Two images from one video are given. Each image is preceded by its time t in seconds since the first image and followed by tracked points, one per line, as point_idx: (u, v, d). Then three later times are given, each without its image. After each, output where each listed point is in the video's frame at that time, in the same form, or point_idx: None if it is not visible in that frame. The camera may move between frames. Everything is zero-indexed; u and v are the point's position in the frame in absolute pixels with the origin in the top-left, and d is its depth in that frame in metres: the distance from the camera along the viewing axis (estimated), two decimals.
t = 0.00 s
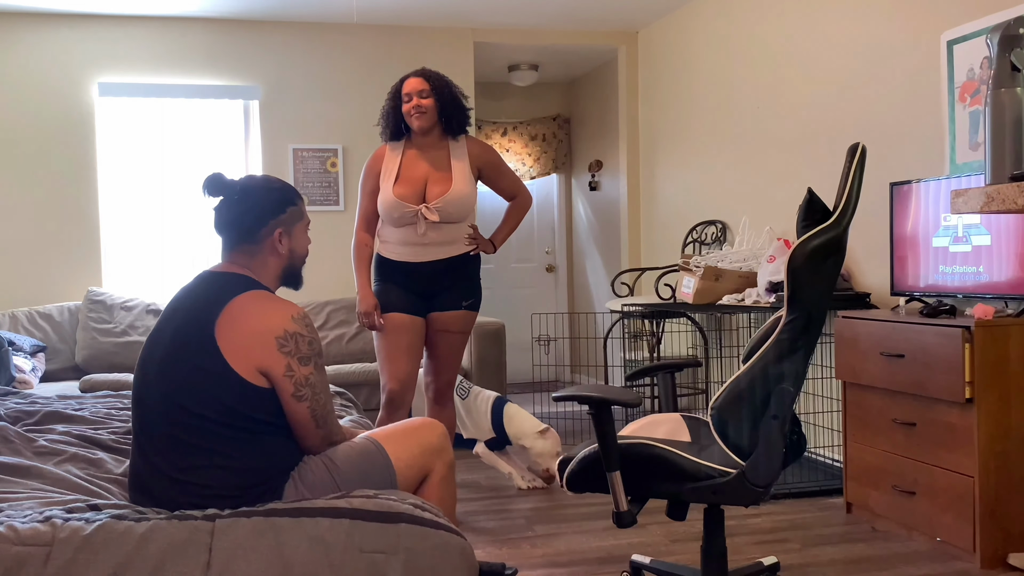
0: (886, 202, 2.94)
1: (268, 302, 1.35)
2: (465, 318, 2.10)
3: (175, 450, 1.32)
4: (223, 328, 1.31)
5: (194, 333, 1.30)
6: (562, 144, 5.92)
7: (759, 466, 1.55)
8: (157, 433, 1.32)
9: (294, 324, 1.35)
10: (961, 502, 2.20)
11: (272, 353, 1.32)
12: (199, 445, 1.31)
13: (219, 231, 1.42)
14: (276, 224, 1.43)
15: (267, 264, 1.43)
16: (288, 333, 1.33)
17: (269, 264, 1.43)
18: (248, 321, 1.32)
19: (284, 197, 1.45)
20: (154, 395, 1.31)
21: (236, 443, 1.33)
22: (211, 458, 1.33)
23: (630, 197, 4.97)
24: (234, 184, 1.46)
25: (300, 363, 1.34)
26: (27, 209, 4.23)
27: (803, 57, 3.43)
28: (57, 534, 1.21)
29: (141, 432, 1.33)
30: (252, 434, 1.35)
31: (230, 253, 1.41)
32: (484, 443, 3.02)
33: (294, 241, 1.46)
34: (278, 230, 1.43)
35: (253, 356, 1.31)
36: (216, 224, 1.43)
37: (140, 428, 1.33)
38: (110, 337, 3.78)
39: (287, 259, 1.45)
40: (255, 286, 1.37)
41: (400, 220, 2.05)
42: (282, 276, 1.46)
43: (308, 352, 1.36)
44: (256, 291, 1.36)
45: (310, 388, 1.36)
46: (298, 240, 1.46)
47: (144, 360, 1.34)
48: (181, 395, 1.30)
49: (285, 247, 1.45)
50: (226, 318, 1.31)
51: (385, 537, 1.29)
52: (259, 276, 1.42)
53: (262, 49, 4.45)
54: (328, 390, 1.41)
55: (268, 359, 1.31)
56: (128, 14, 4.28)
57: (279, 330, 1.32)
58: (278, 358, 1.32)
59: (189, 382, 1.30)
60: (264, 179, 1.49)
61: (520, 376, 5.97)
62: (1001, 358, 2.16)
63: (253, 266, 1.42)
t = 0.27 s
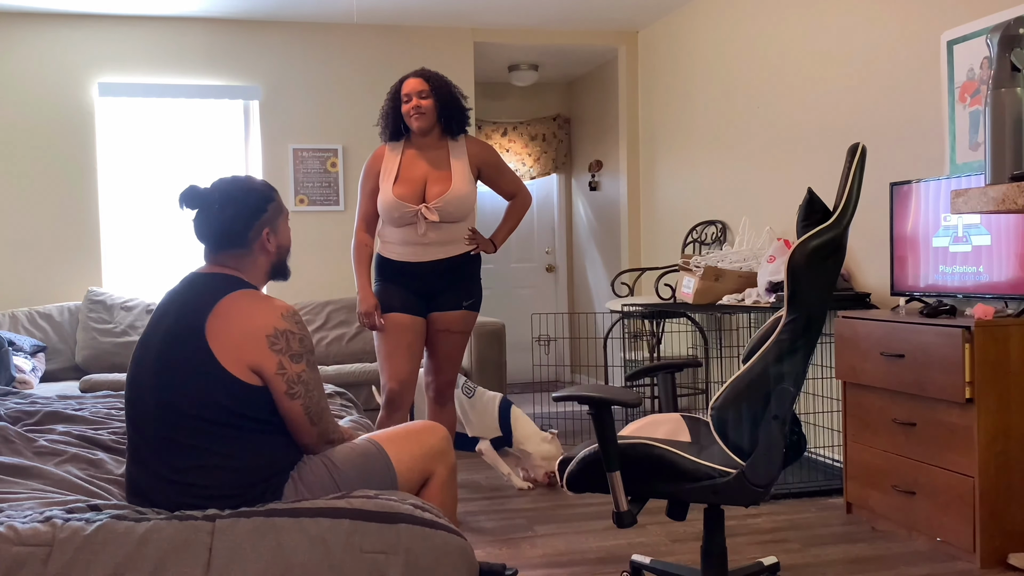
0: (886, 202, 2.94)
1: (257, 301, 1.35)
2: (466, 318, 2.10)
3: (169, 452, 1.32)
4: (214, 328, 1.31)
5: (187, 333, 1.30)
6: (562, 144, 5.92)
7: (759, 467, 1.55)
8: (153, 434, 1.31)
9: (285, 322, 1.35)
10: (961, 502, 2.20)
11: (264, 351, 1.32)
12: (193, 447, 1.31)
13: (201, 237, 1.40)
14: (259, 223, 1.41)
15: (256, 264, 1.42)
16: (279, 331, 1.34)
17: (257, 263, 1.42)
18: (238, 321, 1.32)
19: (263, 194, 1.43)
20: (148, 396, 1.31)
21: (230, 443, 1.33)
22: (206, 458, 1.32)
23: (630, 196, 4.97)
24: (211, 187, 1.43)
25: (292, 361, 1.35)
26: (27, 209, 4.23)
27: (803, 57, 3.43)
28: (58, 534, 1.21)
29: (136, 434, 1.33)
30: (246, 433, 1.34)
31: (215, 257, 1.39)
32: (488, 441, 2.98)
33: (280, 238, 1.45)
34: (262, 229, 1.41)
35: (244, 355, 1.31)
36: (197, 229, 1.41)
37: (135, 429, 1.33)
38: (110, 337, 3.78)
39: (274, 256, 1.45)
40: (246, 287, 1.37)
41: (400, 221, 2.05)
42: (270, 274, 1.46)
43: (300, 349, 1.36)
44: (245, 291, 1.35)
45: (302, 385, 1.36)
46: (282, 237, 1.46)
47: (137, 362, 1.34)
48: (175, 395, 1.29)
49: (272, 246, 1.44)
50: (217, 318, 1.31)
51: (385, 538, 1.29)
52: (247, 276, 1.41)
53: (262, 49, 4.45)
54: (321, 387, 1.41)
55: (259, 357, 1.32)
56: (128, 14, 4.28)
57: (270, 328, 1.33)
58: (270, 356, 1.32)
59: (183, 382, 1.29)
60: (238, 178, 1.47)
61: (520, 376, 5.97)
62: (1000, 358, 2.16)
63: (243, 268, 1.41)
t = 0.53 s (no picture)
0: (886, 202, 2.94)
1: (243, 300, 1.34)
2: (466, 318, 2.10)
3: (162, 454, 1.31)
4: (202, 328, 1.30)
5: (175, 333, 1.29)
6: (562, 144, 5.92)
7: (759, 467, 1.55)
8: (145, 436, 1.30)
9: (273, 320, 1.35)
10: (961, 502, 2.20)
11: (254, 350, 1.32)
12: (186, 449, 1.31)
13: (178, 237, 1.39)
14: (231, 219, 1.39)
15: (233, 261, 1.41)
16: (268, 329, 1.33)
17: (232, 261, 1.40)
18: (226, 321, 1.31)
19: (235, 190, 1.41)
20: (139, 397, 1.29)
21: (223, 445, 1.33)
22: (201, 458, 1.32)
23: (630, 196, 4.97)
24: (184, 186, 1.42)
25: (281, 358, 1.34)
26: (27, 208, 4.23)
27: (802, 57, 3.44)
28: (58, 534, 1.21)
29: (127, 437, 1.32)
30: (241, 432, 1.34)
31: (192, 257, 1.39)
32: (495, 436, 2.92)
33: (256, 234, 1.43)
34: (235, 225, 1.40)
35: (234, 353, 1.31)
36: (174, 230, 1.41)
37: (125, 432, 1.32)
38: (110, 337, 3.78)
39: (252, 252, 1.43)
40: (225, 286, 1.35)
41: (400, 221, 2.05)
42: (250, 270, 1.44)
43: (289, 346, 1.36)
44: (230, 290, 1.35)
45: (292, 382, 1.36)
46: (259, 231, 1.44)
47: (124, 363, 1.32)
48: (167, 396, 1.29)
49: (248, 241, 1.42)
50: (204, 318, 1.30)
51: (385, 538, 1.29)
52: (224, 274, 1.40)
53: (262, 49, 4.46)
54: (312, 385, 1.41)
55: (249, 355, 1.31)
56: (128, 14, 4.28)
57: (258, 327, 1.32)
58: (260, 354, 1.32)
59: (174, 383, 1.29)
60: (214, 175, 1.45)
61: (520, 376, 5.97)
62: (1001, 358, 2.16)
63: (220, 265, 1.40)
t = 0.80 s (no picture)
0: (886, 202, 2.94)
1: (223, 292, 1.34)
2: (465, 317, 2.10)
3: (156, 458, 1.31)
4: (187, 324, 1.30)
5: (166, 333, 1.29)
6: (562, 144, 5.92)
7: (759, 467, 1.55)
8: (140, 438, 1.30)
9: (256, 309, 1.35)
10: (961, 502, 2.20)
11: (240, 340, 1.31)
12: (180, 451, 1.31)
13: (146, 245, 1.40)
14: (189, 215, 1.39)
15: (202, 257, 1.40)
16: (252, 318, 1.33)
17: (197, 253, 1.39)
18: (210, 314, 1.31)
19: (190, 188, 1.41)
20: (131, 399, 1.29)
21: (218, 445, 1.33)
22: (196, 459, 1.32)
23: (630, 196, 4.97)
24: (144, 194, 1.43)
25: (268, 347, 1.34)
26: (27, 208, 4.24)
27: (802, 57, 3.44)
28: (58, 535, 1.21)
29: (122, 440, 1.31)
30: (237, 431, 1.34)
31: (163, 261, 1.40)
32: (495, 434, 2.94)
33: (219, 226, 1.42)
34: (191, 218, 1.39)
35: (221, 345, 1.31)
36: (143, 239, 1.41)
37: (120, 435, 1.31)
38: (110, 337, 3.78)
39: (219, 245, 1.42)
40: (199, 282, 1.35)
41: (400, 221, 2.05)
42: (223, 264, 1.43)
43: (275, 335, 1.36)
44: (210, 285, 1.34)
45: (281, 370, 1.36)
46: (222, 224, 1.42)
47: (116, 367, 1.32)
48: (160, 397, 1.28)
49: (213, 235, 1.41)
50: (189, 315, 1.30)
51: (385, 538, 1.29)
52: (195, 271, 1.39)
53: (261, 49, 4.45)
54: (301, 373, 1.41)
55: (236, 345, 1.31)
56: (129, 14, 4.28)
57: (243, 318, 1.32)
58: (246, 343, 1.32)
59: (166, 384, 1.28)
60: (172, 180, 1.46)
61: (520, 376, 5.97)
62: (1001, 358, 2.16)
63: (190, 264, 1.39)
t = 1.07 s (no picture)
0: (886, 202, 2.94)
1: (213, 293, 1.34)
2: (465, 318, 2.10)
3: (151, 460, 1.31)
4: (179, 324, 1.30)
5: (158, 335, 1.29)
6: (562, 143, 5.92)
7: (759, 467, 1.55)
8: (134, 439, 1.30)
9: (247, 309, 1.35)
10: (961, 502, 2.20)
11: (232, 340, 1.31)
12: (175, 452, 1.31)
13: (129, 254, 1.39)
14: (171, 218, 1.39)
15: (190, 257, 1.40)
16: (243, 318, 1.34)
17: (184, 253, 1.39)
18: (201, 315, 1.31)
19: (165, 191, 1.41)
20: (125, 401, 1.29)
21: (213, 445, 1.32)
22: (192, 459, 1.32)
23: (630, 196, 4.97)
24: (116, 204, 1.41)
25: (260, 346, 1.34)
26: (27, 208, 4.24)
27: (802, 57, 3.44)
28: (58, 534, 1.21)
29: (117, 442, 1.31)
30: (232, 430, 1.34)
31: (150, 269, 1.39)
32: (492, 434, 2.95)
33: (201, 224, 1.42)
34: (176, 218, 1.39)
35: (213, 345, 1.31)
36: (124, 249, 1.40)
37: (114, 436, 1.31)
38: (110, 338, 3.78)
39: (203, 244, 1.42)
40: (190, 283, 1.35)
41: (400, 220, 2.05)
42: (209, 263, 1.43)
43: (266, 334, 1.36)
44: (199, 287, 1.35)
45: (274, 369, 1.36)
46: (203, 223, 1.43)
47: (109, 369, 1.32)
48: (153, 398, 1.28)
49: (196, 235, 1.41)
50: (180, 315, 1.30)
51: (385, 537, 1.29)
52: (186, 273, 1.39)
53: (261, 49, 4.45)
54: (294, 372, 1.41)
55: (228, 344, 1.31)
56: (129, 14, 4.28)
57: (233, 318, 1.32)
58: (239, 342, 1.32)
59: (160, 384, 1.28)
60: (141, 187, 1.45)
61: (520, 376, 5.97)
62: (1001, 358, 2.16)
63: (180, 266, 1.39)
